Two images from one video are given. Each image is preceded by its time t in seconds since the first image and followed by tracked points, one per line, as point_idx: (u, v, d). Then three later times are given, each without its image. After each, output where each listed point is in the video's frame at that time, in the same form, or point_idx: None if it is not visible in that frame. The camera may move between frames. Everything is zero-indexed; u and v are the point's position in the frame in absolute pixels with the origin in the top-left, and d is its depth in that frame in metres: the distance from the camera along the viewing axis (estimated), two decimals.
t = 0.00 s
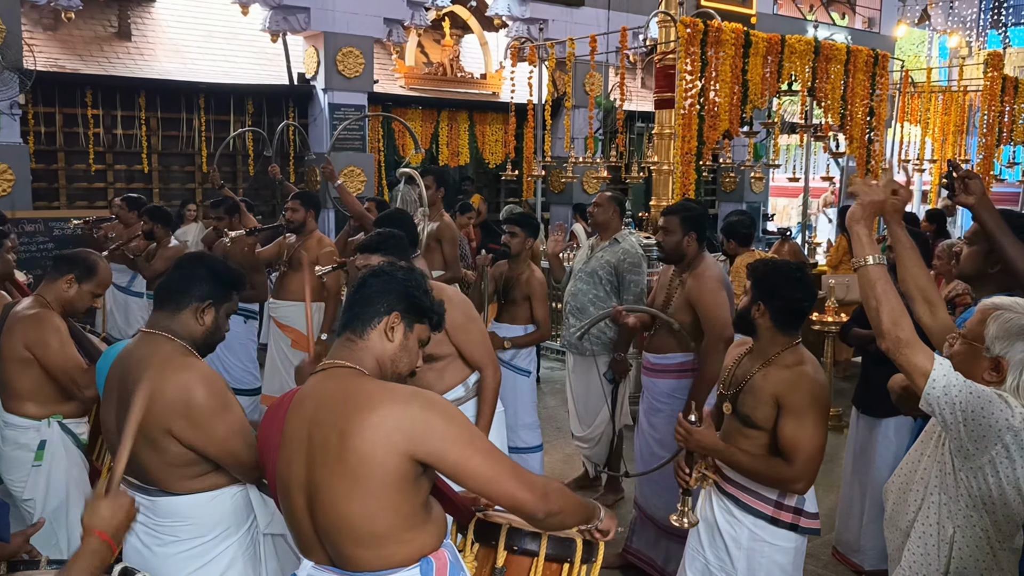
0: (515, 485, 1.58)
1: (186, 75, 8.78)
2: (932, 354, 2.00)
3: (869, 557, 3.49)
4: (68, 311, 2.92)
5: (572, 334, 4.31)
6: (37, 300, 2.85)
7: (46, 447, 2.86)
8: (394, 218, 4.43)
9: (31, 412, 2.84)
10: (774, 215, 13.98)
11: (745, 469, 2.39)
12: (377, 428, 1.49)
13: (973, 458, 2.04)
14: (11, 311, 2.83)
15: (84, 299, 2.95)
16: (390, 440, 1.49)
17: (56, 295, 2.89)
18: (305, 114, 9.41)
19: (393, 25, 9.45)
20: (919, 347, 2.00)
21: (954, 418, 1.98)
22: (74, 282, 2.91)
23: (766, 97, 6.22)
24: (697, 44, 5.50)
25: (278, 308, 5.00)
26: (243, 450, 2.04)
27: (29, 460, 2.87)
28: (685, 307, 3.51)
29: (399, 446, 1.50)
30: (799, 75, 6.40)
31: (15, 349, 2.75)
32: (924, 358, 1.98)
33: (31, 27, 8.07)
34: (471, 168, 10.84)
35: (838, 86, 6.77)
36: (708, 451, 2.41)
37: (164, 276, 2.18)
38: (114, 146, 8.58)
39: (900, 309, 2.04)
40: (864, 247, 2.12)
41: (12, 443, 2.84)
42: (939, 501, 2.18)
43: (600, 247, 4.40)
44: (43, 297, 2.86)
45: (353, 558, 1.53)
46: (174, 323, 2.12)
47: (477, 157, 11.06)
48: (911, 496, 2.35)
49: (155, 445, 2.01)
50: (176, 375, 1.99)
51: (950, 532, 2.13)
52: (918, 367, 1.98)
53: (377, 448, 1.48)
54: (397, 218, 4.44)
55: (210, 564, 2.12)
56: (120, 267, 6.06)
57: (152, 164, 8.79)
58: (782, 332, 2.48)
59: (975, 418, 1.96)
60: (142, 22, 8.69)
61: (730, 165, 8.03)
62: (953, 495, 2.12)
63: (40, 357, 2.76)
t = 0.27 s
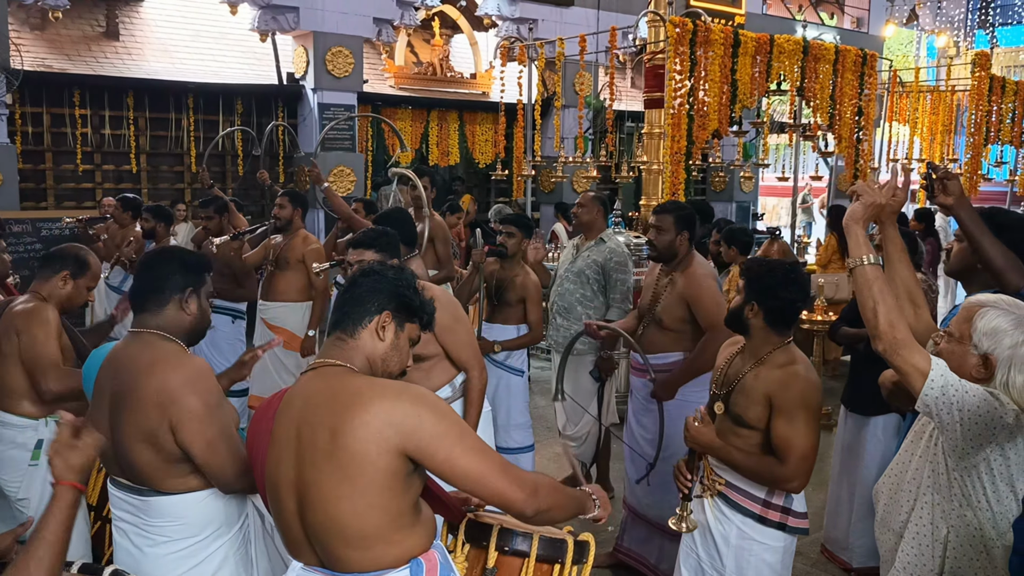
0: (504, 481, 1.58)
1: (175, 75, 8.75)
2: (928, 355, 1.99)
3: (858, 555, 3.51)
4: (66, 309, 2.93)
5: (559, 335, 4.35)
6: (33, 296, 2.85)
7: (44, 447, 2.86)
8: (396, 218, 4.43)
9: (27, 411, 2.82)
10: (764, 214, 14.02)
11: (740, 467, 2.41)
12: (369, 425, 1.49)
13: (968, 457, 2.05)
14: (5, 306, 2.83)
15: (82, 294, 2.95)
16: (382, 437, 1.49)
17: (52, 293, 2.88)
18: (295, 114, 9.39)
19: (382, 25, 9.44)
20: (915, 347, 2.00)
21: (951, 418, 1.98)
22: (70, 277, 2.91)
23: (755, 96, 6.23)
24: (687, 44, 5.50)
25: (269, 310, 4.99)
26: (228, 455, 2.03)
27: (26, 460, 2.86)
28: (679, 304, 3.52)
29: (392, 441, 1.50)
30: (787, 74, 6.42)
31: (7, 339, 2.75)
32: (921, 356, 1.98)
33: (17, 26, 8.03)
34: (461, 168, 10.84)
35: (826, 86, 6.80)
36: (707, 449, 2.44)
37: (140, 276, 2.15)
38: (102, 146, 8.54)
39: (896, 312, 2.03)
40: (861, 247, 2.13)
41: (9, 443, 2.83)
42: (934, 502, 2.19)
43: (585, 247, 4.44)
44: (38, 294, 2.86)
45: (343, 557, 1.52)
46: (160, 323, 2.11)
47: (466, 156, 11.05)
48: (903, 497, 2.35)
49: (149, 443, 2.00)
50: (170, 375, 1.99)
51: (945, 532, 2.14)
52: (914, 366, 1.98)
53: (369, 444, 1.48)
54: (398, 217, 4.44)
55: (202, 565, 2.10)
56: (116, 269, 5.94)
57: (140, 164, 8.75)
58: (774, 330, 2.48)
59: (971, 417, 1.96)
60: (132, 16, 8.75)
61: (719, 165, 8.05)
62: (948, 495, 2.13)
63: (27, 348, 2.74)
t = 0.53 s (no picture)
0: (506, 487, 1.58)
1: (165, 76, 8.72)
2: (919, 356, 2.00)
3: (848, 553, 3.52)
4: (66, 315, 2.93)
5: (550, 335, 4.34)
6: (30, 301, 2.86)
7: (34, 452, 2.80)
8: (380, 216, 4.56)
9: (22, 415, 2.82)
10: (755, 214, 14.06)
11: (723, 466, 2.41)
12: (368, 427, 1.49)
13: (958, 456, 2.06)
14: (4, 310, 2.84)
15: (78, 298, 2.94)
16: (380, 440, 1.49)
17: (50, 295, 2.88)
18: (286, 114, 9.37)
19: (373, 25, 9.43)
20: (905, 347, 2.01)
21: (942, 416, 1.99)
22: (66, 281, 2.89)
23: (747, 96, 6.24)
24: (678, 44, 5.51)
25: (262, 312, 4.95)
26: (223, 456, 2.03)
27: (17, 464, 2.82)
28: (673, 304, 3.54)
29: (388, 446, 1.50)
30: (778, 74, 6.43)
31: (14, 342, 2.74)
32: (910, 358, 1.99)
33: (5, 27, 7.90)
34: (453, 168, 10.83)
35: (817, 86, 6.82)
36: (687, 447, 2.42)
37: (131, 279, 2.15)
38: (93, 147, 8.51)
39: (887, 314, 2.04)
40: (848, 249, 2.14)
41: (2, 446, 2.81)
42: (923, 502, 2.18)
43: (572, 247, 4.47)
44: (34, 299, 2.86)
45: (340, 558, 1.52)
46: (149, 325, 2.11)
47: (458, 156, 11.05)
48: (892, 497, 2.35)
49: (138, 446, 1.99)
50: (159, 377, 1.99)
51: (933, 532, 2.13)
52: (903, 366, 1.99)
53: (365, 448, 1.48)
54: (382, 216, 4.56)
55: (191, 566, 2.10)
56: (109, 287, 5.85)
57: (131, 165, 8.72)
58: (753, 326, 2.50)
59: (962, 416, 1.97)
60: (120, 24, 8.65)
61: (711, 165, 8.05)
62: (937, 495, 2.13)
63: (30, 349, 2.75)
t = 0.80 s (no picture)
0: (523, 476, 1.60)
1: (156, 76, 8.70)
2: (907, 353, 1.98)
3: (839, 552, 3.53)
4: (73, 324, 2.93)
5: (540, 335, 4.32)
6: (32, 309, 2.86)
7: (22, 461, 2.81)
8: (371, 216, 4.55)
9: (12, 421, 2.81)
10: (747, 214, 14.08)
11: (703, 456, 2.53)
12: (387, 421, 1.51)
13: (947, 453, 2.06)
14: (10, 317, 2.81)
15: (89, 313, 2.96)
16: (396, 437, 1.51)
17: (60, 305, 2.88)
18: (278, 115, 9.36)
19: (365, 25, 9.42)
20: (892, 342, 1.99)
21: (931, 414, 2.00)
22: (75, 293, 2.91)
23: (737, 96, 6.26)
24: (669, 45, 5.52)
25: (257, 313, 4.95)
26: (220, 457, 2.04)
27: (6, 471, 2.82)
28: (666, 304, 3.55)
29: (407, 442, 1.52)
30: (769, 74, 6.45)
31: (19, 353, 2.73)
32: (899, 354, 1.97)
33: None
34: (445, 169, 10.83)
35: (808, 86, 6.84)
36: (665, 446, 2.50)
37: (118, 280, 2.14)
38: (83, 147, 8.49)
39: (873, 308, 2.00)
40: (828, 249, 2.10)
41: None
42: (911, 500, 2.18)
43: (560, 247, 4.50)
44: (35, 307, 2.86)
45: (352, 553, 1.52)
46: (138, 327, 2.10)
47: (450, 157, 11.04)
48: (879, 496, 2.34)
49: (125, 448, 1.99)
50: (146, 379, 1.98)
51: (922, 530, 2.13)
52: (893, 363, 1.97)
53: (386, 443, 1.50)
54: (375, 216, 4.56)
55: (181, 566, 2.10)
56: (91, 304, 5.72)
57: (121, 165, 8.70)
58: (716, 320, 2.65)
59: (952, 413, 1.98)
60: (113, 15, 8.73)
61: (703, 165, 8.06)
62: (925, 493, 2.13)
63: (39, 359, 2.74)
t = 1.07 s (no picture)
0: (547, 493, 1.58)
1: (144, 76, 8.67)
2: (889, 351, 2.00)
3: (829, 550, 3.55)
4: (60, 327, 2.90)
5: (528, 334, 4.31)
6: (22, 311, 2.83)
7: (11, 463, 2.79)
8: (361, 216, 4.56)
9: None
10: (736, 213, 14.13)
11: (680, 453, 2.58)
12: (419, 430, 1.48)
13: (930, 451, 2.07)
14: None
15: (77, 315, 2.93)
16: (423, 447, 1.47)
17: (47, 308, 2.86)
18: (266, 115, 9.34)
19: (354, 25, 9.41)
20: (873, 343, 2.00)
21: (913, 413, 2.01)
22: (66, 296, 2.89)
23: (726, 96, 6.27)
24: (658, 45, 5.52)
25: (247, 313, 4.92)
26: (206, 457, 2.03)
27: None
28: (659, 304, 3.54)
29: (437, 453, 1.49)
30: (757, 74, 6.47)
31: (10, 354, 2.70)
32: (881, 352, 1.99)
33: None
34: (434, 169, 10.83)
35: (796, 85, 6.87)
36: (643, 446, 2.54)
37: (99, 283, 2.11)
38: (71, 148, 8.45)
39: (852, 309, 2.03)
40: (807, 250, 2.12)
41: None
42: (895, 498, 2.19)
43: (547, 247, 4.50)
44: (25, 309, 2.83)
45: (379, 549, 1.50)
46: (119, 331, 2.08)
47: (440, 157, 11.04)
48: (862, 493, 2.35)
49: (106, 451, 1.98)
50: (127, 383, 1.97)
51: (906, 528, 2.16)
52: (875, 361, 1.98)
53: (420, 451, 1.47)
54: (365, 216, 4.56)
55: (166, 568, 2.10)
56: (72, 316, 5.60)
57: (109, 166, 8.67)
58: (684, 317, 2.67)
59: (935, 412, 1.99)
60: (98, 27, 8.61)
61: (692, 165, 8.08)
62: (909, 492, 2.15)
63: (33, 360, 2.72)
